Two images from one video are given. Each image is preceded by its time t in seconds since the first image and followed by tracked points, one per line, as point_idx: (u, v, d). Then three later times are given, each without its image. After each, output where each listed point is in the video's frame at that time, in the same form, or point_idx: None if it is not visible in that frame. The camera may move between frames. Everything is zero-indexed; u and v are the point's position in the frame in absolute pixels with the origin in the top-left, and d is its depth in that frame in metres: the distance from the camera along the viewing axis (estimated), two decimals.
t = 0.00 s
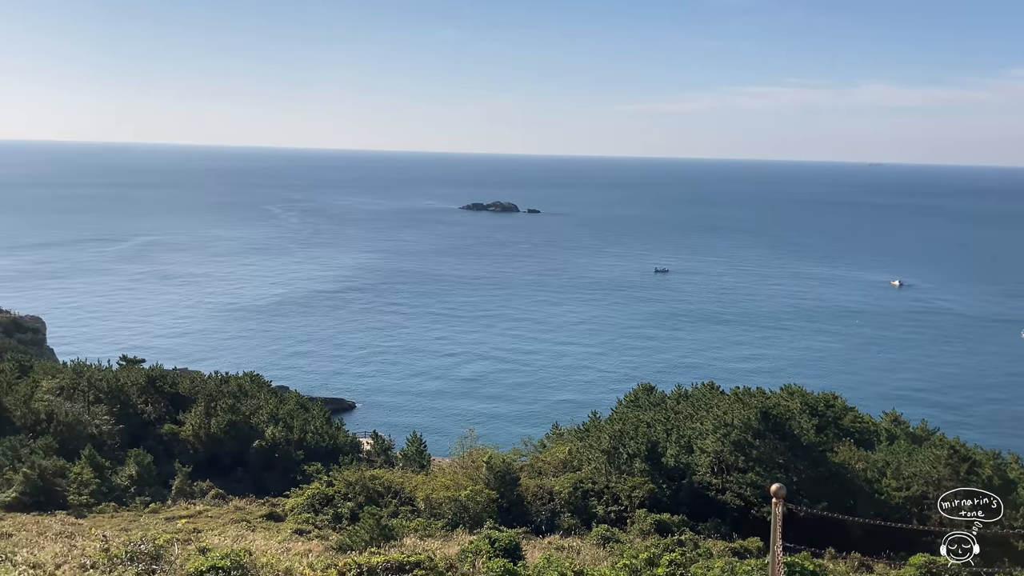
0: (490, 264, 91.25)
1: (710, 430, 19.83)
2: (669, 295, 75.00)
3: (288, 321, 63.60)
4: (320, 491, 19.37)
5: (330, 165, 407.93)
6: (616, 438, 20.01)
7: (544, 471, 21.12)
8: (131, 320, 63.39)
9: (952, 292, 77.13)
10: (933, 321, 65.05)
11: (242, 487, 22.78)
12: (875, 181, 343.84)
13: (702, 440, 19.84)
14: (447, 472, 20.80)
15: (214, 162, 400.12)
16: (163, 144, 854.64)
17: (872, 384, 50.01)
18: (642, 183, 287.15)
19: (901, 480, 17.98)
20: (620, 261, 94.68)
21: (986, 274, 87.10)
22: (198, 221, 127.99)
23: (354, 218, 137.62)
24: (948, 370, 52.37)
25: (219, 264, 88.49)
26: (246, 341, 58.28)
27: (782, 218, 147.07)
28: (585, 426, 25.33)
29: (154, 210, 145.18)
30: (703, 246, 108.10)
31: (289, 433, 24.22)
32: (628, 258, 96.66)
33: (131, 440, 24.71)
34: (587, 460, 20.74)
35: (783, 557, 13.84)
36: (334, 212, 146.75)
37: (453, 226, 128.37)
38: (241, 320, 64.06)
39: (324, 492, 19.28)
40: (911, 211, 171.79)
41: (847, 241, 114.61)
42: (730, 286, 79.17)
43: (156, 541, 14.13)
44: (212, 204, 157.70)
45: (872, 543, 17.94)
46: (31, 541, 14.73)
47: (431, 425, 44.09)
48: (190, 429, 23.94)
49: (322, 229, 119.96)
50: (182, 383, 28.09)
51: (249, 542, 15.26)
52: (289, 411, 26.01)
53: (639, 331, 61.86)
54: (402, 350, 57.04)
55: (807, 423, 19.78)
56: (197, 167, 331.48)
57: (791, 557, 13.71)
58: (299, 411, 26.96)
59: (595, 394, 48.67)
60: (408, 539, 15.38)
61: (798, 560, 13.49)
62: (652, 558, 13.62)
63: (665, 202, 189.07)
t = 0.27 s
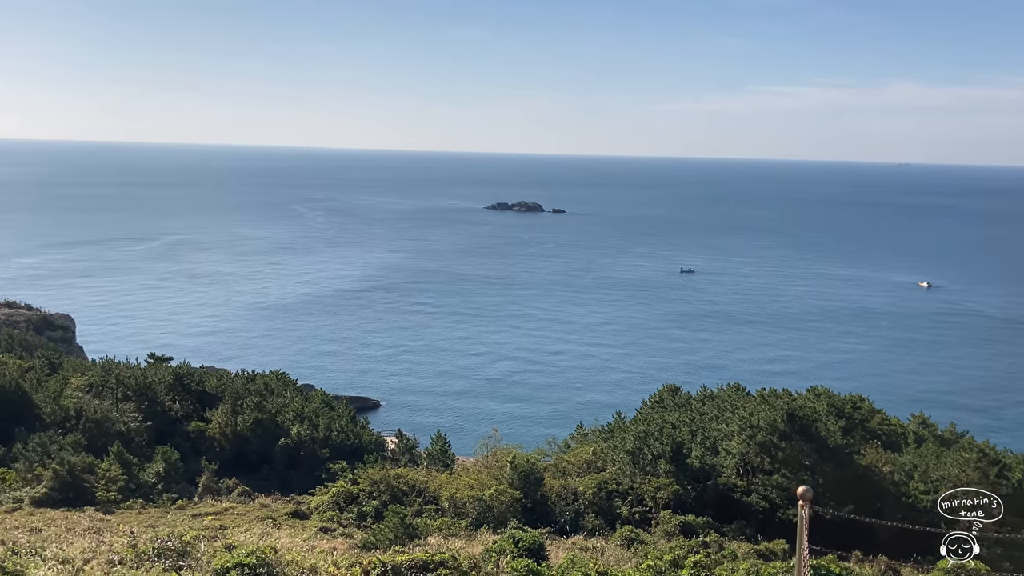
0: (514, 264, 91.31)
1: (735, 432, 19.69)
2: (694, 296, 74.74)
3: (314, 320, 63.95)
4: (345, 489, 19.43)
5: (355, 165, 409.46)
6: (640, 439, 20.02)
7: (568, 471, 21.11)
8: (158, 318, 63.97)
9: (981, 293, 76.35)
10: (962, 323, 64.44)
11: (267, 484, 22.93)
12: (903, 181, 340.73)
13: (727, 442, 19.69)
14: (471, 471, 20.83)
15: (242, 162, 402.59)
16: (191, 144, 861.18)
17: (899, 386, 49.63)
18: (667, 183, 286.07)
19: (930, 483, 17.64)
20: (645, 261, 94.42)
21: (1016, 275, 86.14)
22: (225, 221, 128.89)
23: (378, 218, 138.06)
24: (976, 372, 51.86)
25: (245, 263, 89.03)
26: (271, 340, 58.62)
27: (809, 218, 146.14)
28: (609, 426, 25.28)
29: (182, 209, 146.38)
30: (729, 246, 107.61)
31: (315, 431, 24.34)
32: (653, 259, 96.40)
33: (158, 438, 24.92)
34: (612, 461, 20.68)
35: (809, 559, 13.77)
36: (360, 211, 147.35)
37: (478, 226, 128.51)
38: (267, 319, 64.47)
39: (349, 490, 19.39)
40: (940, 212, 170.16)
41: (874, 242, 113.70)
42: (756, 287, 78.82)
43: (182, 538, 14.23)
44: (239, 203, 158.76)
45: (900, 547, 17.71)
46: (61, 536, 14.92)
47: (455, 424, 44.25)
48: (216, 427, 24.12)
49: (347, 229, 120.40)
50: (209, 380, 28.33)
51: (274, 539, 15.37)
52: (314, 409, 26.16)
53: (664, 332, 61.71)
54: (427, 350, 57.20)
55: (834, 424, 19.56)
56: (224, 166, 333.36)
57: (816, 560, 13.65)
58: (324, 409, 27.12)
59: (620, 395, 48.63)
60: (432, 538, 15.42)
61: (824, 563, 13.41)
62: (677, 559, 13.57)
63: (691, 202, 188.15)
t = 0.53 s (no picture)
0: (538, 266, 91.34)
1: (759, 435, 19.56)
2: (718, 298, 74.50)
3: (338, 321, 64.26)
4: (368, 490, 19.51)
5: (379, 166, 411.46)
6: (664, 442, 19.96)
7: (591, 473, 21.07)
8: (184, 318, 64.51)
9: (1009, 297, 75.56)
10: (990, 327, 63.81)
11: (291, 484, 23.04)
12: (930, 183, 337.77)
13: (751, 445, 19.56)
14: (493, 472, 20.84)
15: (266, 163, 404.86)
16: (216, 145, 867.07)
17: (925, 390, 49.26)
18: (692, 184, 285.03)
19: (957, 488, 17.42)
20: (669, 263, 94.22)
21: None
22: (250, 222, 129.72)
23: (402, 219, 138.54)
24: (1004, 377, 51.36)
25: (270, 263, 89.61)
26: (295, 341, 58.98)
27: (835, 221, 145.15)
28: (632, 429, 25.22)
29: (209, 210, 147.49)
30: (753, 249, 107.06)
31: (338, 431, 24.43)
32: (677, 261, 96.12)
33: (184, 437, 25.10)
34: (635, 464, 20.65)
35: (833, 564, 13.72)
36: (384, 213, 147.83)
37: (501, 228, 128.59)
38: (291, 319, 64.84)
39: (373, 490, 19.46)
40: (969, 214, 168.43)
41: (901, 244, 112.78)
42: (780, 290, 78.42)
43: (207, 537, 14.31)
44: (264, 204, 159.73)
45: (925, 552, 17.52)
46: (88, 534, 15.07)
47: (479, 426, 44.36)
48: (241, 427, 24.27)
49: (371, 230, 120.89)
50: (234, 380, 28.55)
51: (298, 539, 15.42)
52: (338, 409, 26.28)
53: (687, 335, 61.52)
54: (450, 351, 57.33)
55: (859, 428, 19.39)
56: (250, 168, 335.03)
57: (840, 565, 13.62)
58: (348, 409, 27.24)
59: (643, 397, 48.58)
60: (455, 539, 15.44)
61: (849, 568, 13.34)
62: (700, 563, 13.51)
63: (715, 204, 187.29)
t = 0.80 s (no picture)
0: (562, 269, 91.31)
1: (784, 441, 19.40)
2: (743, 302, 74.16)
3: (363, 324, 64.52)
4: (391, 492, 19.59)
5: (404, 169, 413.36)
6: (687, 447, 19.82)
7: (614, 478, 21.01)
8: (211, 320, 65.00)
9: None
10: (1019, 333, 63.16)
11: (315, 486, 23.14)
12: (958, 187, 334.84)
13: (776, 451, 19.41)
14: (516, 476, 20.82)
15: (292, 166, 407.23)
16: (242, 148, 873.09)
17: (953, 397, 48.82)
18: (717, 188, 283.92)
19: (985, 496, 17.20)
20: (693, 267, 93.95)
21: None
22: (276, 224, 130.49)
23: (426, 222, 138.98)
24: None
25: (295, 266, 90.16)
26: (320, 343, 59.24)
27: (861, 225, 144.15)
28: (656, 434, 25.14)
29: (235, 213, 148.48)
30: (779, 253, 106.49)
31: (362, 433, 24.49)
32: (702, 265, 95.79)
33: (209, 438, 25.28)
34: (657, 468, 20.57)
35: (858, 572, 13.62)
36: (409, 216, 148.31)
37: (526, 231, 128.66)
38: (316, 322, 65.17)
39: (396, 493, 19.51)
40: (997, 219, 166.90)
41: (928, 249, 111.87)
42: (806, 295, 77.96)
43: (231, 538, 14.39)
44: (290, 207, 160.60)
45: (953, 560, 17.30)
46: (114, 534, 15.21)
47: (502, 429, 44.37)
48: (266, 428, 24.39)
49: (396, 233, 121.37)
50: (259, 383, 28.73)
51: (322, 541, 15.48)
52: (362, 412, 26.39)
53: (712, 340, 61.29)
54: (474, 354, 57.44)
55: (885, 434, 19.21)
56: (275, 171, 336.98)
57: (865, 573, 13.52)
58: (372, 412, 27.34)
59: (667, 401, 48.44)
60: (477, 543, 15.44)
61: None
62: (724, 569, 13.42)
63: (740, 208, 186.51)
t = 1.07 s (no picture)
0: (586, 275, 91.27)
1: (810, 450, 19.22)
2: (768, 309, 73.74)
3: (387, 329, 64.79)
4: (414, 497, 19.64)
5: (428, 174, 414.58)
6: (711, 455, 19.65)
7: (638, 485, 20.95)
8: (237, 324, 65.45)
9: None
10: None
11: (339, 491, 23.20)
12: (987, 194, 331.87)
13: (802, 459, 19.21)
14: (539, 482, 20.82)
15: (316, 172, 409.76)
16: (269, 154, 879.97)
17: (981, 406, 48.41)
18: (742, 195, 282.78)
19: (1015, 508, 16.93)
20: (718, 274, 93.54)
21: None
22: (301, 230, 131.21)
23: (451, 227, 139.27)
24: None
25: (321, 271, 90.61)
26: (344, 348, 59.45)
27: (887, 233, 143.13)
28: (680, 441, 25.07)
29: (262, 218, 149.51)
30: (804, 260, 105.92)
31: (385, 438, 24.53)
32: (727, 271, 95.42)
33: (234, 442, 25.44)
34: (680, 476, 20.45)
35: None
36: (433, 222, 148.77)
37: (550, 237, 128.65)
38: (342, 327, 65.51)
39: (420, 498, 19.59)
40: None
41: (956, 257, 110.89)
42: (832, 302, 77.51)
43: (257, 541, 14.46)
44: (315, 213, 161.51)
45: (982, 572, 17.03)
46: (139, 536, 15.32)
47: (525, 435, 44.30)
48: (290, 433, 24.48)
49: (421, 239, 121.66)
50: (285, 387, 28.90)
51: (345, 545, 15.52)
52: (385, 416, 26.49)
53: (737, 346, 61.06)
54: (498, 359, 57.56)
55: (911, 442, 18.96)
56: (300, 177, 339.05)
57: None
58: (395, 416, 27.44)
59: (691, 407, 48.34)
60: (500, 548, 15.43)
61: None
62: None
63: (765, 214, 185.72)
